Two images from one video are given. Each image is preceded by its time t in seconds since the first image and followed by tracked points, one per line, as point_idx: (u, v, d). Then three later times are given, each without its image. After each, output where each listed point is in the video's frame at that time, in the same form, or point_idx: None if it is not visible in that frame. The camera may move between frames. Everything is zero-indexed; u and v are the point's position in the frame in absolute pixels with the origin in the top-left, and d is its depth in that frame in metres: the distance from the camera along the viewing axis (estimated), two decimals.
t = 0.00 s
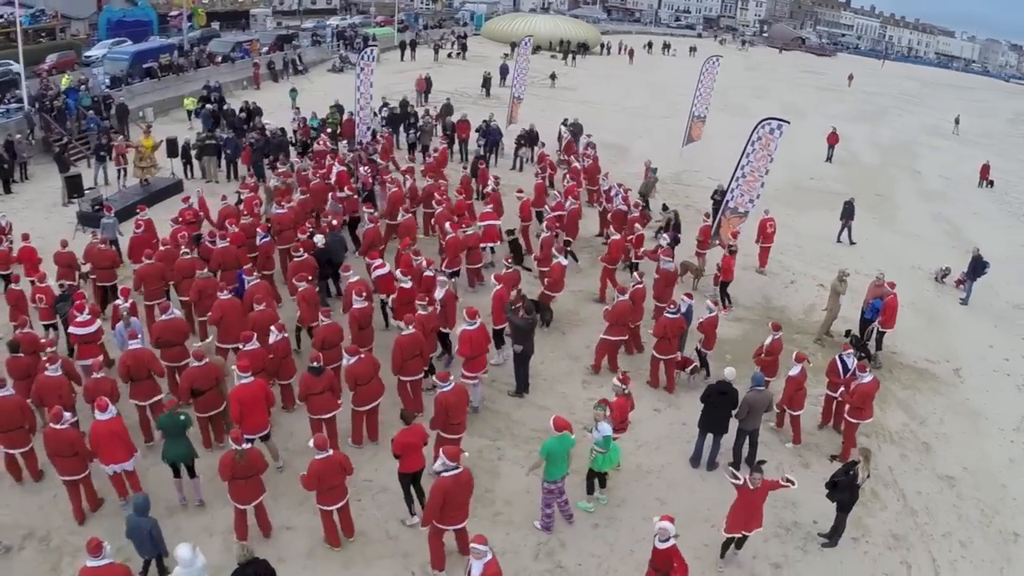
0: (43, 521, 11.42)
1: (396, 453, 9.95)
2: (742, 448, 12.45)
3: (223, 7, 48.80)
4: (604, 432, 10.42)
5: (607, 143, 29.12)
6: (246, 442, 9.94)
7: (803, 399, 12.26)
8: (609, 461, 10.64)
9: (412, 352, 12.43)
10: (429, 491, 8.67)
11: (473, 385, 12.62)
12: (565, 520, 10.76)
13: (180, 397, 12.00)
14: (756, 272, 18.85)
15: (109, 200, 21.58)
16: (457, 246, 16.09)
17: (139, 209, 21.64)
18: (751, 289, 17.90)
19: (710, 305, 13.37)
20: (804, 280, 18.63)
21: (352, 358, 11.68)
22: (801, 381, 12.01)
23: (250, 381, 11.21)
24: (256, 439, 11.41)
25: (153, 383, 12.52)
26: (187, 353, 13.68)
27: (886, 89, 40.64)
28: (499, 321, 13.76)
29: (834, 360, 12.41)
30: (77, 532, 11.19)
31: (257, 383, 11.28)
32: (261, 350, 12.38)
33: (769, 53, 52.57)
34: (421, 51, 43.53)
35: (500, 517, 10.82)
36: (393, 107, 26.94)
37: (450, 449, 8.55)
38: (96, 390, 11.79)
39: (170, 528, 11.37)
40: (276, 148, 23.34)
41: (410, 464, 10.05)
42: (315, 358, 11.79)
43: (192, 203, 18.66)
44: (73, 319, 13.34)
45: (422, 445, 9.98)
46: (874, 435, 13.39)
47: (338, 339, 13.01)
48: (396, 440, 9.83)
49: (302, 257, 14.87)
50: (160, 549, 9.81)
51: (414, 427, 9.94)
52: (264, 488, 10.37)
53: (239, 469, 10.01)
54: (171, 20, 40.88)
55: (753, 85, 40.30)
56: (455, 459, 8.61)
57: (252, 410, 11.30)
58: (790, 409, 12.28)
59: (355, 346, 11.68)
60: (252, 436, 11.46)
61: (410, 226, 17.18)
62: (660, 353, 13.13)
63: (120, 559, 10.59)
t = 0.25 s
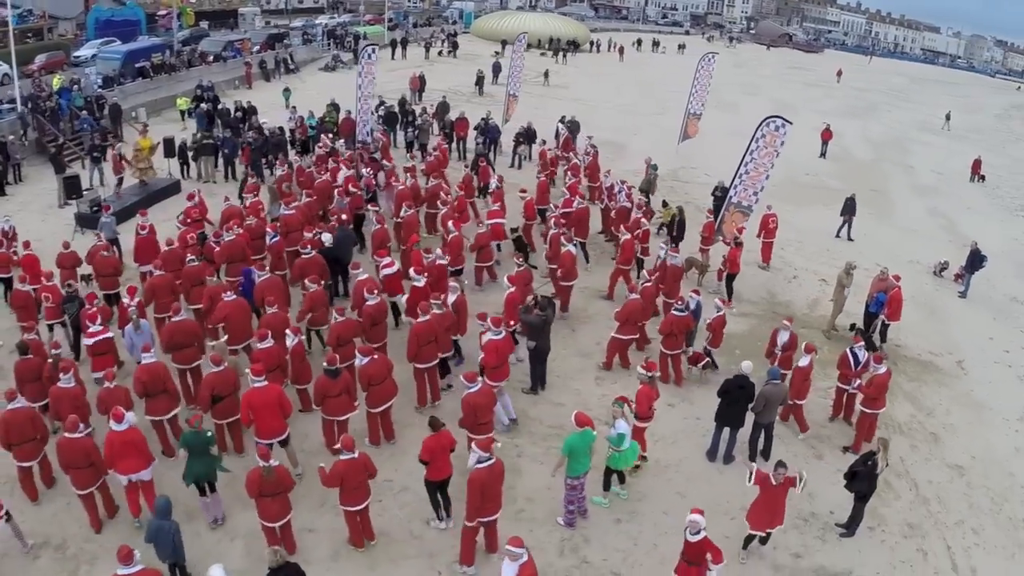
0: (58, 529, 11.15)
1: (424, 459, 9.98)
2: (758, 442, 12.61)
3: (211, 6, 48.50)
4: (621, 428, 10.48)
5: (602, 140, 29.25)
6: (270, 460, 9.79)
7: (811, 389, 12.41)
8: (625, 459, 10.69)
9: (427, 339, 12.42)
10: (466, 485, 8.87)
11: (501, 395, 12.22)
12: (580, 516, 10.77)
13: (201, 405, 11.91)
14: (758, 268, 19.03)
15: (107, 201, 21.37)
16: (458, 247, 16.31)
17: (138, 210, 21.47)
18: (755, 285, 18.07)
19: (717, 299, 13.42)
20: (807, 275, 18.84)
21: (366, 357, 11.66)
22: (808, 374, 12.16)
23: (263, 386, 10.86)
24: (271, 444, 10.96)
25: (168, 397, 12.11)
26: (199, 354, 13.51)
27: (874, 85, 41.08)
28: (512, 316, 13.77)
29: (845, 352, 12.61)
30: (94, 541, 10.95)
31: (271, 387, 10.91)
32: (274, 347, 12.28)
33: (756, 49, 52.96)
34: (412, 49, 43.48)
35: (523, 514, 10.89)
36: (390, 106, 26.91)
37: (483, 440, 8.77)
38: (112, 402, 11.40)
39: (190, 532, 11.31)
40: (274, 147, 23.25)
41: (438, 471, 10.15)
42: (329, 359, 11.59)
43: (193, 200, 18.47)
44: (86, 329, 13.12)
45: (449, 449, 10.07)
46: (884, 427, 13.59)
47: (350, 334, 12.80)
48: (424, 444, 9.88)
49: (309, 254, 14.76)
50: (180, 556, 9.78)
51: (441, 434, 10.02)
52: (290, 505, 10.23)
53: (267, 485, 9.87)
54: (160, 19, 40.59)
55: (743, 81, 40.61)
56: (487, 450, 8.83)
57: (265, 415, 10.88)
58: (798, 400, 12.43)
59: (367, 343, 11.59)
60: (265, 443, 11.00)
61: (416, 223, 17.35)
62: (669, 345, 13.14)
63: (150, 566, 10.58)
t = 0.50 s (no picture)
0: (86, 535, 10.90)
1: (463, 457, 10.09)
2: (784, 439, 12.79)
3: (203, 7, 48.26)
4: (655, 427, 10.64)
5: (605, 141, 29.41)
6: (310, 462, 9.68)
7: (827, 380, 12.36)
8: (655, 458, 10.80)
9: (457, 352, 12.37)
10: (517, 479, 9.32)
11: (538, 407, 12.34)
12: (615, 513, 10.92)
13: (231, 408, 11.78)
14: (769, 267, 19.25)
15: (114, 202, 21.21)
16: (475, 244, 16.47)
17: (146, 211, 21.33)
18: (767, 284, 18.28)
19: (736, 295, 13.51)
20: (817, 274, 19.08)
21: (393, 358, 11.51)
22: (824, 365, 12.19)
23: (306, 391, 10.93)
24: (312, 451, 11.05)
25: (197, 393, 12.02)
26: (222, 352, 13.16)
27: (866, 84, 41.54)
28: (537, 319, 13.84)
29: (868, 349, 12.79)
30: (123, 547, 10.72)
31: (313, 391, 10.97)
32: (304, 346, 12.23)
33: (748, 49, 53.35)
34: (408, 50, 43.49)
35: (560, 513, 11.00)
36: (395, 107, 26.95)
37: (529, 436, 9.23)
38: (142, 398, 11.36)
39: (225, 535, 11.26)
40: (282, 147, 23.20)
41: (477, 470, 10.24)
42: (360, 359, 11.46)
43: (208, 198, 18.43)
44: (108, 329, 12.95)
45: (486, 447, 10.17)
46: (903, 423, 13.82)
47: (377, 338, 12.77)
48: (464, 442, 9.99)
49: (328, 252, 14.97)
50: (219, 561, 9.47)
51: (481, 432, 10.10)
52: (325, 508, 10.07)
53: (303, 489, 9.75)
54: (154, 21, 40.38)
55: (739, 81, 40.93)
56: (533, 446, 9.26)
57: (307, 420, 10.97)
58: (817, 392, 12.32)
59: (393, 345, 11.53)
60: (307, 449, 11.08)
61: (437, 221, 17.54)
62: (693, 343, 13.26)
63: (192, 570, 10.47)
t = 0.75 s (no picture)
0: (97, 539, 10.62)
1: (474, 453, 10.12)
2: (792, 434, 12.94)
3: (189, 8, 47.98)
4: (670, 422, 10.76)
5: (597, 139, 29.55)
6: (329, 464, 9.56)
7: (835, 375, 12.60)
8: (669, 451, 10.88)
9: (468, 337, 12.55)
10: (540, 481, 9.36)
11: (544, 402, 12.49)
12: (631, 509, 10.98)
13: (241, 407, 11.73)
14: (767, 263, 19.45)
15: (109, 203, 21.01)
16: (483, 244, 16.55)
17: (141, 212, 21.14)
18: (766, 280, 18.49)
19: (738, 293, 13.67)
20: (815, 270, 19.32)
21: (404, 358, 11.54)
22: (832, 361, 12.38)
23: (326, 390, 10.91)
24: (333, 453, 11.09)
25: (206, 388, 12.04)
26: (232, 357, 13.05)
27: (851, 81, 41.99)
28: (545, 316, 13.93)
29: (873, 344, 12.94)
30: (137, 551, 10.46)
31: (332, 392, 10.99)
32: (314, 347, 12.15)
33: (732, 47, 53.77)
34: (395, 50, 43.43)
35: (576, 511, 11.08)
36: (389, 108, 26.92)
37: (546, 436, 9.32)
38: (152, 390, 11.37)
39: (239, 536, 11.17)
40: (277, 147, 23.14)
41: (487, 465, 10.24)
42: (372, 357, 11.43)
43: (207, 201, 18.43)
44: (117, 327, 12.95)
45: (496, 443, 10.18)
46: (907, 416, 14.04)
47: (388, 335, 12.75)
48: (474, 438, 10.02)
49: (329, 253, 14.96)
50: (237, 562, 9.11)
51: (492, 427, 10.12)
52: (345, 510, 10.02)
53: (322, 491, 9.66)
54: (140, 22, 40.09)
55: (726, 79, 41.27)
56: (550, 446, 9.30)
57: (329, 420, 10.99)
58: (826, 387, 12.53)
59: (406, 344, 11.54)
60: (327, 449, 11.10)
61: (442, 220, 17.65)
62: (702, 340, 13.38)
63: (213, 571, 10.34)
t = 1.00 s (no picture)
0: (131, 540, 10.27)
1: (508, 441, 10.26)
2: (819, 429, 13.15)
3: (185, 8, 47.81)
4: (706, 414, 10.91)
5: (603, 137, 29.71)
6: (377, 458, 9.53)
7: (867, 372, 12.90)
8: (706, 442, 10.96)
9: (502, 343, 12.58)
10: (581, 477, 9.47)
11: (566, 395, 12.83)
12: (669, 503, 11.13)
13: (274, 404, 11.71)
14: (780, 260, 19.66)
15: (121, 202, 20.91)
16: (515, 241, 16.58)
17: (153, 211, 21.05)
18: (781, 277, 18.71)
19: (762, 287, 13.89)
20: (828, 266, 19.56)
21: (439, 355, 11.64)
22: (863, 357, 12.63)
23: (361, 387, 11.00)
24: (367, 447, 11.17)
25: (231, 390, 11.92)
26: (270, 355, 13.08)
27: (849, 78, 42.34)
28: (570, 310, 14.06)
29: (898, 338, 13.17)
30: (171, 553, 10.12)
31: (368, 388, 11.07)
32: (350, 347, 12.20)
33: (728, 44, 54.10)
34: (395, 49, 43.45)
35: (614, 506, 11.22)
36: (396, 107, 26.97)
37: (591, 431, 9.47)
38: (173, 390, 11.15)
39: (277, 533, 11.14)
40: (287, 146, 23.14)
41: (519, 455, 10.42)
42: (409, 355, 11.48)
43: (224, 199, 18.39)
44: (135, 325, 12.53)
45: (529, 433, 10.30)
46: (928, 409, 14.27)
47: (420, 332, 12.80)
48: (508, 426, 10.19)
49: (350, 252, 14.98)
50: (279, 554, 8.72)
51: (525, 418, 10.28)
52: (392, 504, 9.98)
53: (370, 486, 9.65)
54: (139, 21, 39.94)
55: (725, 76, 41.52)
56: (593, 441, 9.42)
57: (365, 416, 11.07)
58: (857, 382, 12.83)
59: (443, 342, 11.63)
60: (362, 443, 11.16)
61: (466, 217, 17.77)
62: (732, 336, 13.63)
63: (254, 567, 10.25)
